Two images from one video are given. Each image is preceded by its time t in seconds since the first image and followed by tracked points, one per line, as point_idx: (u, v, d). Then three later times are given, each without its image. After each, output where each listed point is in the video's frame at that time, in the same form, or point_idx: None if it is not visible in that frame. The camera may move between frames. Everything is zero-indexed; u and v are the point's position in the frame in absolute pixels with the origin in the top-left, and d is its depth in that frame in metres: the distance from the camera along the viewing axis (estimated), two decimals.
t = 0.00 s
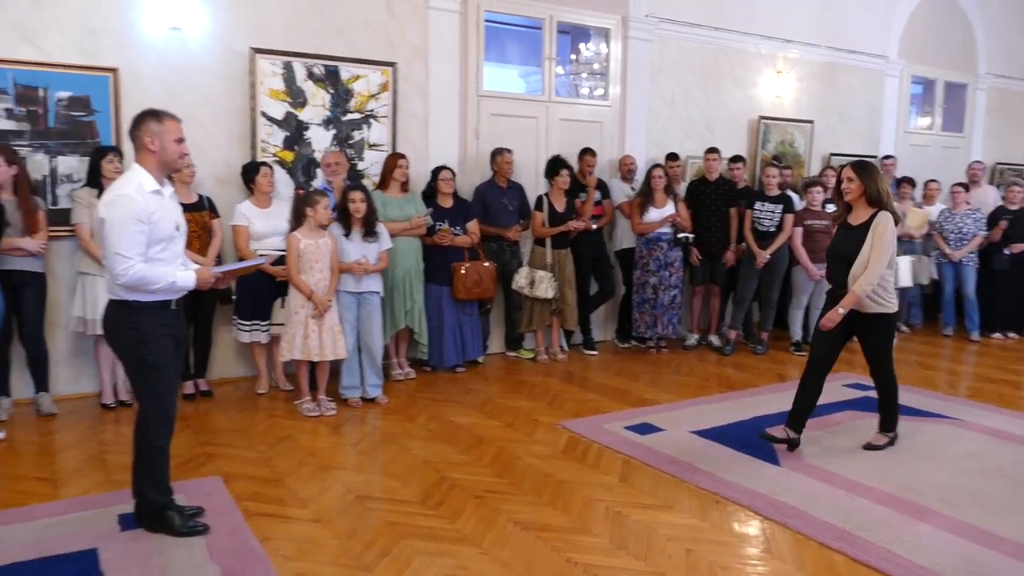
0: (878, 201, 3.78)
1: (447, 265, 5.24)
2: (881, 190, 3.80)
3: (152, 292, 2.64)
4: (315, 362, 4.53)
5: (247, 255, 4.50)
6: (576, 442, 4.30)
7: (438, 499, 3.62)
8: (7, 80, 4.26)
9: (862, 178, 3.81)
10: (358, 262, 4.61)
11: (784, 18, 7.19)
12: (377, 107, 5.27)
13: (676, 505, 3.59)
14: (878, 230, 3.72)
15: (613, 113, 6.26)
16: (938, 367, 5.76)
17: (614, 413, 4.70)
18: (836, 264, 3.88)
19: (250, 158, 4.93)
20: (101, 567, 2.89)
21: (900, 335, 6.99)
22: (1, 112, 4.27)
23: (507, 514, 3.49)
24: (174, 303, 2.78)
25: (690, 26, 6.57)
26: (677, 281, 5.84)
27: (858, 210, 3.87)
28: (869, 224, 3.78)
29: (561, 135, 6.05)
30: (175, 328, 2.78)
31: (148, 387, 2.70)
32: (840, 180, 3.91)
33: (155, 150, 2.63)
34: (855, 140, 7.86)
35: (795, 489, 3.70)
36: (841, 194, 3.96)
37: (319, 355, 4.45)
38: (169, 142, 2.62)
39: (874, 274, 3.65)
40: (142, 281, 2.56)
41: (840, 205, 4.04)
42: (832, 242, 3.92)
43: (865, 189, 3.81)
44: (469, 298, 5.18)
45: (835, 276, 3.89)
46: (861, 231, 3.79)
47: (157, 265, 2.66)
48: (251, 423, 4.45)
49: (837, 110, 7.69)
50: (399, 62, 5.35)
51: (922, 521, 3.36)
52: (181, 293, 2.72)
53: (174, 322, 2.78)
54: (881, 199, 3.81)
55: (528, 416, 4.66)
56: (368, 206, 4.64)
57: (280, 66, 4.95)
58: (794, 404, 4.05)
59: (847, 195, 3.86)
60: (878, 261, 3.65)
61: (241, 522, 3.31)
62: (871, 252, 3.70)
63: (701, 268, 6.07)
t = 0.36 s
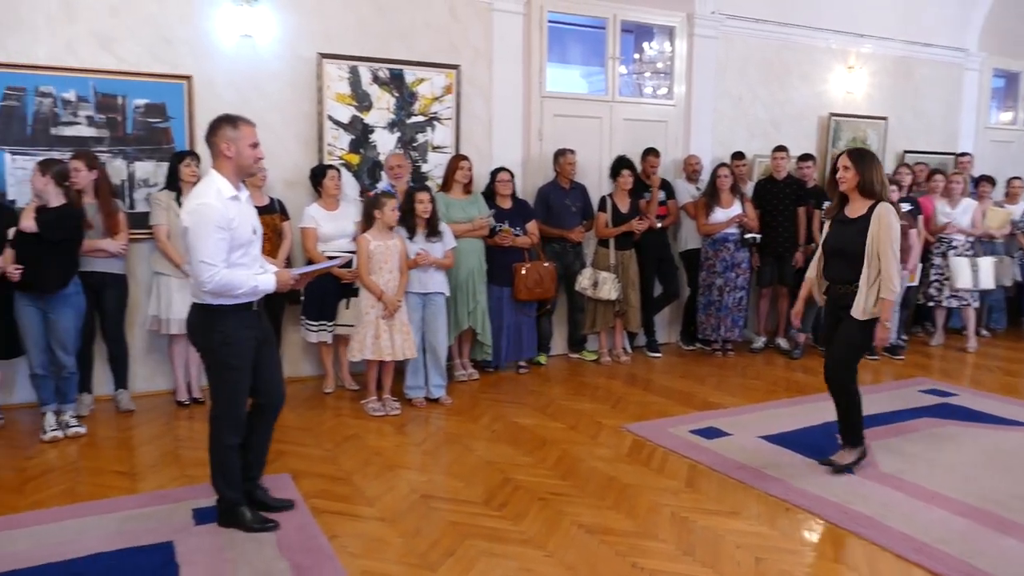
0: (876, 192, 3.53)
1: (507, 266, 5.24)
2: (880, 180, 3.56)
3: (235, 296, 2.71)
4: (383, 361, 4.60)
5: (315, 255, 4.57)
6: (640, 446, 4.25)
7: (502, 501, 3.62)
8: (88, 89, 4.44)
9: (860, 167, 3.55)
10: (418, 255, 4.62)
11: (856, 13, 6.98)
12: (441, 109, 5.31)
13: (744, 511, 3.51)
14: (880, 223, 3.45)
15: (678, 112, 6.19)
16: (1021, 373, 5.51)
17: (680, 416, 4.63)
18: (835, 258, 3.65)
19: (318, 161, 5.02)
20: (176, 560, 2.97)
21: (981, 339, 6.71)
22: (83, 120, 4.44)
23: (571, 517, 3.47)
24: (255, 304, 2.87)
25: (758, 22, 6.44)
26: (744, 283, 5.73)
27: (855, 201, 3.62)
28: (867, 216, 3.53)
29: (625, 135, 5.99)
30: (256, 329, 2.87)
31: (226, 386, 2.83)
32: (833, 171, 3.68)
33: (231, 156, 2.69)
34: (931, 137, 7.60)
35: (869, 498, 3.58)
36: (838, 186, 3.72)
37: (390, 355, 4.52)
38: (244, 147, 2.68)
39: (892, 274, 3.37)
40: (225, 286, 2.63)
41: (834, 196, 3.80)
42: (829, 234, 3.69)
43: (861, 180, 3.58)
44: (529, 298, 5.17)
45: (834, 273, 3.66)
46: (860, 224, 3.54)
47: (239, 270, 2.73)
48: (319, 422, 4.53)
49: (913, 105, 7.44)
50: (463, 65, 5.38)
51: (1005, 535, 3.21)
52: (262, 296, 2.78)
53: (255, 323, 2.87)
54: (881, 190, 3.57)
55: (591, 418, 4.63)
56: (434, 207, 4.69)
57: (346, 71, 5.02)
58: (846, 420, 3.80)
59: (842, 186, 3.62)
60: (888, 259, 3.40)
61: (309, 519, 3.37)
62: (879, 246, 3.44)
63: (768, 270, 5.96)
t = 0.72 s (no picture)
0: (866, 197, 3.23)
1: (563, 265, 5.24)
2: (870, 185, 3.24)
3: (306, 294, 2.76)
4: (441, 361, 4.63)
5: (372, 252, 4.60)
6: (699, 448, 4.19)
7: (558, 502, 3.60)
8: (157, 92, 4.56)
9: (849, 170, 3.26)
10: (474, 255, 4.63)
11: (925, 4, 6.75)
12: (497, 109, 5.32)
13: (807, 518, 3.42)
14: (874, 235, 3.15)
15: (738, 109, 6.08)
16: None
17: (739, 419, 4.55)
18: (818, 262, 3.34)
19: (376, 161, 5.07)
20: (239, 552, 3.03)
21: None
22: (152, 122, 4.57)
23: (628, 520, 3.44)
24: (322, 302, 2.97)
25: (821, 16, 6.28)
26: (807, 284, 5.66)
27: (843, 207, 3.32)
28: (856, 225, 3.22)
29: (683, 133, 5.92)
30: (323, 328, 2.97)
31: (293, 383, 2.93)
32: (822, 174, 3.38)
33: (301, 157, 2.76)
34: (1005, 133, 7.31)
35: (939, 507, 3.46)
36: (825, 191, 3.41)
37: (447, 354, 4.55)
38: (312, 148, 2.74)
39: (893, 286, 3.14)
40: (295, 285, 2.68)
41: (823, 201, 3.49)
42: (812, 241, 3.38)
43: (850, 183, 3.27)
44: (585, 298, 5.14)
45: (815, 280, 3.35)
46: (848, 231, 3.24)
47: (309, 269, 2.77)
48: (376, 419, 4.58)
49: (985, 100, 7.17)
50: (519, 64, 5.38)
51: None
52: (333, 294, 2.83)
53: (322, 321, 2.98)
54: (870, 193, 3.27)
55: (648, 420, 4.58)
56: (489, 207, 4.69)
57: (404, 72, 5.07)
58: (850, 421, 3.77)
59: (829, 189, 3.32)
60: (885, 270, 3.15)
61: (367, 515, 3.40)
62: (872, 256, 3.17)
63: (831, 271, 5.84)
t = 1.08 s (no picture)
0: (827, 200, 3.14)
1: (606, 265, 5.21)
2: (832, 187, 3.15)
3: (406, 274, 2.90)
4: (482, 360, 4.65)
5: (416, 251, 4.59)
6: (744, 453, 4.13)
7: (600, 504, 3.58)
8: (208, 92, 4.65)
9: (811, 171, 3.17)
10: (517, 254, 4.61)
11: None
12: (542, 109, 5.32)
13: (856, 526, 3.35)
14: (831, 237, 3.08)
15: (787, 108, 5.98)
16: None
17: (786, 424, 4.48)
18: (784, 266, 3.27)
19: (420, 161, 5.10)
20: (284, 547, 3.07)
21: None
22: (203, 122, 4.66)
23: (671, 524, 3.40)
24: (377, 298, 3.02)
25: (874, 13, 6.15)
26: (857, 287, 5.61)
27: (806, 210, 3.23)
28: (815, 226, 3.14)
29: (730, 133, 5.84)
30: (376, 324, 3.02)
31: (341, 376, 2.99)
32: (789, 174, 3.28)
33: (362, 156, 2.85)
34: None
35: (994, 519, 3.36)
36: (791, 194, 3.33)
37: (486, 353, 4.58)
38: (374, 147, 2.83)
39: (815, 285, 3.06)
40: (398, 262, 2.81)
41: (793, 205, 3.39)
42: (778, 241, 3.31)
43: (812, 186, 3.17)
44: (629, 299, 5.10)
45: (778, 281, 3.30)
46: (806, 234, 3.19)
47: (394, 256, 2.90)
48: (419, 417, 4.61)
49: None
50: (564, 63, 5.37)
51: None
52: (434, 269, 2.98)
53: (376, 318, 3.04)
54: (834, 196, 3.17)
55: (692, 423, 4.53)
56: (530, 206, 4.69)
57: (449, 71, 5.08)
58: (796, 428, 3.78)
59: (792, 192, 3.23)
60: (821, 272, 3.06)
61: (409, 513, 3.42)
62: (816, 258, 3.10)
63: (881, 275, 5.75)
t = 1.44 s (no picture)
0: (772, 190, 3.06)
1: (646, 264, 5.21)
2: (775, 177, 3.07)
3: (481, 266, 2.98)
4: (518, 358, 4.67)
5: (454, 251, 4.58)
6: (786, 455, 4.08)
7: (639, 504, 3.55)
8: (252, 93, 4.71)
9: (753, 162, 3.08)
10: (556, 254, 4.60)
11: None
12: (582, 107, 5.31)
13: (901, 531, 3.28)
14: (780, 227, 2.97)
15: (831, 106, 5.89)
16: None
17: (828, 427, 4.42)
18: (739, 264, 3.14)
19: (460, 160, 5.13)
20: (324, 542, 3.10)
21: None
22: (247, 122, 4.73)
23: (711, 526, 3.36)
24: (428, 296, 3.07)
25: (922, 7, 6.03)
26: (902, 288, 5.51)
27: (754, 201, 3.15)
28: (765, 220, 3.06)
29: (772, 131, 5.77)
30: (425, 320, 3.07)
31: (388, 370, 3.03)
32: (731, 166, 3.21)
33: (428, 157, 2.98)
34: None
35: None
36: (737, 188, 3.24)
37: (520, 350, 4.61)
38: (441, 150, 2.95)
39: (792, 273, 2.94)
40: (476, 253, 2.91)
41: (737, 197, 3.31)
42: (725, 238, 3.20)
43: (756, 177, 3.10)
44: (669, 299, 5.13)
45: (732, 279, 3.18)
46: (758, 226, 3.08)
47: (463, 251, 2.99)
48: (457, 415, 4.64)
49: None
50: (604, 62, 5.35)
51: None
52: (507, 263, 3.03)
53: (425, 314, 3.08)
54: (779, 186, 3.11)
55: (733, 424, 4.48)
56: (566, 205, 4.64)
57: (489, 70, 5.10)
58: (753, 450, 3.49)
59: (737, 184, 3.15)
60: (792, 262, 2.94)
61: (447, 510, 3.43)
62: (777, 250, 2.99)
63: (927, 275, 5.66)
